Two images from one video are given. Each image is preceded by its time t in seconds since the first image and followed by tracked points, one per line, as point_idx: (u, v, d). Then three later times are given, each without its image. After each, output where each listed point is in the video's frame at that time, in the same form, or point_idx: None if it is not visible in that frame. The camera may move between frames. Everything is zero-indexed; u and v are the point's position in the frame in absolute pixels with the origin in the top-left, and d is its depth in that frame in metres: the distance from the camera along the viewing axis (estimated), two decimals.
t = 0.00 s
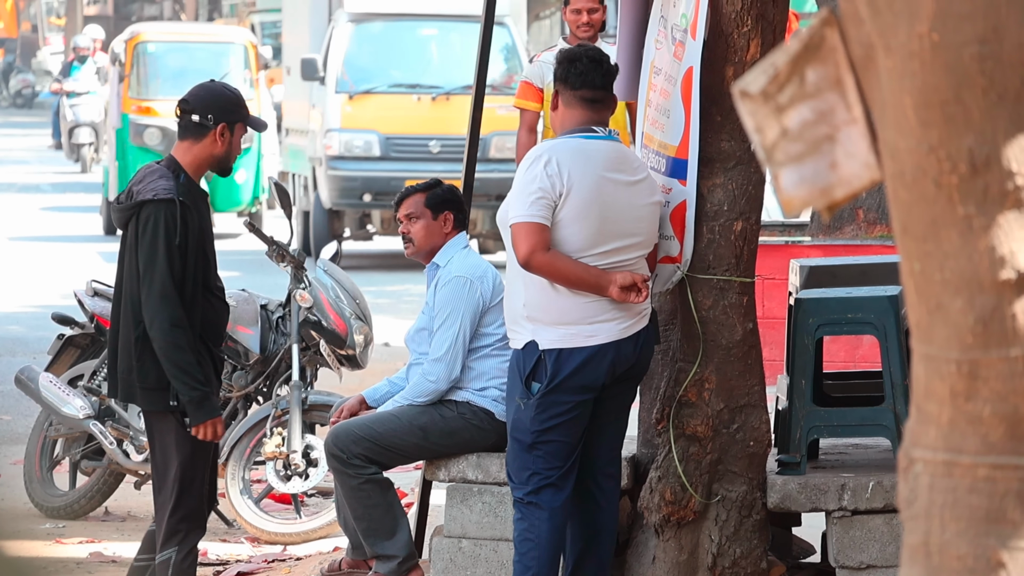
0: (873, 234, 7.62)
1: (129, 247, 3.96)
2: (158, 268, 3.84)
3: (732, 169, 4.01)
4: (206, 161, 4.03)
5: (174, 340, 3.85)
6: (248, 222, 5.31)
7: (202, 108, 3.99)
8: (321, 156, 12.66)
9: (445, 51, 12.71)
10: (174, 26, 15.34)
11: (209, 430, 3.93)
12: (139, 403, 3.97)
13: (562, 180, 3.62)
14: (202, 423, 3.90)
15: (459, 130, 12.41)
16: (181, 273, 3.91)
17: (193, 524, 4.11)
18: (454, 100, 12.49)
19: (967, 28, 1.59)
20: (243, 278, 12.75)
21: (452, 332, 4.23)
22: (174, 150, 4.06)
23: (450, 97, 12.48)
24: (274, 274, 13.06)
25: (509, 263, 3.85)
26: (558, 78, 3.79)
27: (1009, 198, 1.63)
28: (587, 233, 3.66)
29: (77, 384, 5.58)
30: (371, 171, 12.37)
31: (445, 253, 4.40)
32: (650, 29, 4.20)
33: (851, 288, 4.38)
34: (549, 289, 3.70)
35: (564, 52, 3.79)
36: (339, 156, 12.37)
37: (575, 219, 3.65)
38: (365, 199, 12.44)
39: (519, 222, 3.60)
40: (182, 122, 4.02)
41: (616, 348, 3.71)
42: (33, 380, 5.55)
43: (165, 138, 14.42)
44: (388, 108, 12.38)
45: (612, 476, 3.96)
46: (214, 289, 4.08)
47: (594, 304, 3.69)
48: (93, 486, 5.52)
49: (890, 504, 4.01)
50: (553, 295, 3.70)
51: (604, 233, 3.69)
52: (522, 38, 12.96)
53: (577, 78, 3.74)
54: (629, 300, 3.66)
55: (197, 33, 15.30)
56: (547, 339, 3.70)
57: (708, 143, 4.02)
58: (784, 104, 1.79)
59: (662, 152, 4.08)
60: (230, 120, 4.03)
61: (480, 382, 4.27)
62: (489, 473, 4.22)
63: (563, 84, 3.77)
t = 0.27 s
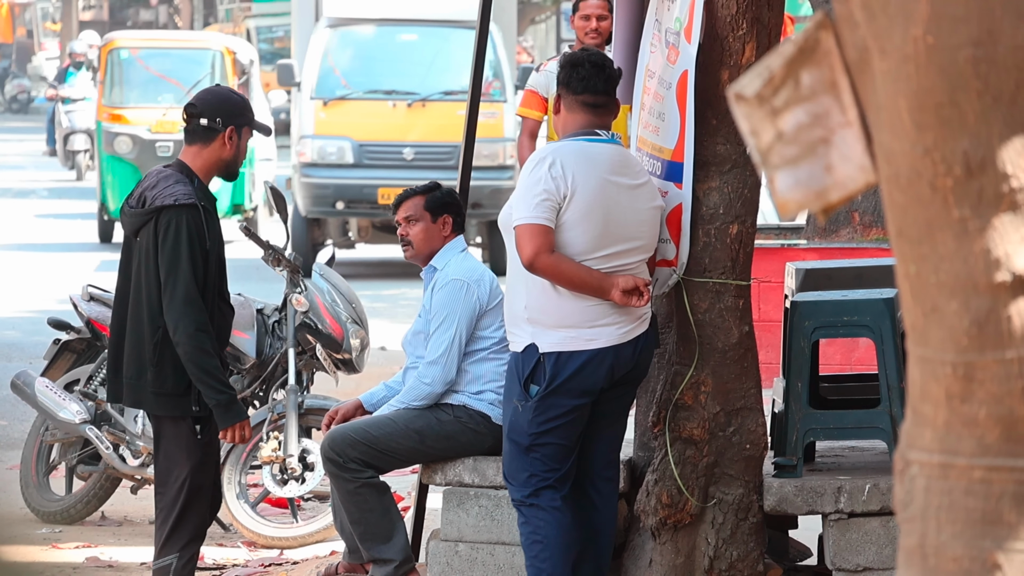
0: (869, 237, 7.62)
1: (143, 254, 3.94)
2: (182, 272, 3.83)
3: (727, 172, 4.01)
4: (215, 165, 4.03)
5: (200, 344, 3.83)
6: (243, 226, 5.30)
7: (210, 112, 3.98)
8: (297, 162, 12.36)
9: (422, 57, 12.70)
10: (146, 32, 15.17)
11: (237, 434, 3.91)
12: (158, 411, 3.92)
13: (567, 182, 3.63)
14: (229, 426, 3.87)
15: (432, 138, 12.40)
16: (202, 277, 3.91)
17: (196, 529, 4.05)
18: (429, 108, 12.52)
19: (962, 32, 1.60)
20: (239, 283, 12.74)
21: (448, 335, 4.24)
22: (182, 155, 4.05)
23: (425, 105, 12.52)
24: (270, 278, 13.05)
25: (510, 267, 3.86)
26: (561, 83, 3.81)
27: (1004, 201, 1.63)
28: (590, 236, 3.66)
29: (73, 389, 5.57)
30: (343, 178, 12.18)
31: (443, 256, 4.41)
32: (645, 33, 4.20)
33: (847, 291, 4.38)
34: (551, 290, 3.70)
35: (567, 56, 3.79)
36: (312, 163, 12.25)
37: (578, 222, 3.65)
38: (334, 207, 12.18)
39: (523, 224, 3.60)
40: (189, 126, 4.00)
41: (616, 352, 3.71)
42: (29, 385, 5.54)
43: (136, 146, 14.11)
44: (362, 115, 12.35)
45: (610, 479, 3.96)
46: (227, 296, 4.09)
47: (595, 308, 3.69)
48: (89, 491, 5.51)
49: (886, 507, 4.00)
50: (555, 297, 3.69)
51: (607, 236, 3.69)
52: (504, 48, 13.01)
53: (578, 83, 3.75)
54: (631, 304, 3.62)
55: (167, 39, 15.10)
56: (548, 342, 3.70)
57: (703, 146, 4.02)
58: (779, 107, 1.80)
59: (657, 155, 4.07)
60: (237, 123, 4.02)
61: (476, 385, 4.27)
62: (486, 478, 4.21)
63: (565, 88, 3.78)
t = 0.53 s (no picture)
0: (866, 237, 7.63)
1: (149, 253, 3.93)
2: (189, 273, 3.82)
3: (725, 172, 4.01)
4: (218, 165, 4.03)
5: (206, 345, 3.82)
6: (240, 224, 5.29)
7: (213, 109, 3.98)
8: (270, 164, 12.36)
9: (396, 58, 12.63)
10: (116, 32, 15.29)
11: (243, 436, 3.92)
12: (164, 410, 3.91)
13: (567, 184, 3.63)
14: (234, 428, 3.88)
15: (401, 139, 12.35)
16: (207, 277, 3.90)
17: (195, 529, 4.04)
18: (401, 108, 12.46)
19: (961, 31, 1.60)
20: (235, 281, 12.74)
21: (446, 333, 4.23)
22: (186, 154, 4.05)
23: (396, 106, 12.45)
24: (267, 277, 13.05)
25: (510, 266, 3.86)
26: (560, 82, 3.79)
27: (1002, 201, 1.63)
28: (589, 238, 3.66)
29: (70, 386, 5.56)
30: (311, 181, 12.26)
31: (440, 256, 4.41)
32: (643, 32, 4.20)
33: (844, 291, 4.39)
34: (551, 291, 3.70)
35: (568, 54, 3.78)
36: (280, 166, 12.29)
37: (578, 224, 3.65)
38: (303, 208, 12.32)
39: (523, 226, 3.60)
40: (193, 124, 4.01)
41: (615, 352, 3.71)
42: (26, 382, 5.53)
43: (104, 146, 14.12)
44: (332, 116, 12.32)
45: (608, 478, 3.97)
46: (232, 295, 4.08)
47: (594, 307, 3.69)
48: (85, 488, 5.50)
49: (883, 506, 4.00)
50: (554, 298, 3.69)
51: (606, 238, 3.69)
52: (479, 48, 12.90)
53: (580, 82, 3.74)
54: (630, 306, 3.60)
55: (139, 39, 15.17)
56: (548, 342, 3.70)
57: (701, 146, 4.02)
58: (777, 106, 1.80)
59: (655, 154, 4.08)
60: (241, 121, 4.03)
61: (473, 384, 4.27)
62: (482, 476, 4.21)
63: (566, 87, 3.76)
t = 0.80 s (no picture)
0: (867, 237, 7.63)
1: (153, 250, 3.92)
2: (190, 269, 3.82)
3: (726, 172, 4.01)
4: (222, 163, 4.03)
5: (207, 342, 3.82)
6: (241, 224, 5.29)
7: (218, 108, 3.97)
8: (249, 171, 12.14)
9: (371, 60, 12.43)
10: (96, 31, 15.01)
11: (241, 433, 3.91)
12: (169, 407, 3.91)
13: (571, 183, 3.62)
14: (234, 426, 3.87)
15: (374, 141, 12.07)
16: (210, 273, 3.89)
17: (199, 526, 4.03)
18: (376, 110, 12.22)
19: (962, 32, 1.60)
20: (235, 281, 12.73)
21: (447, 332, 4.23)
22: (190, 153, 4.04)
23: (370, 107, 12.23)
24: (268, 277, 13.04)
25: (513, 266, 3.85)
26: (555, 81, 3.77)
27: (1003, 202, 1.63)
28: (595, 236, 3.66)
29: (71, 385, 5.55)
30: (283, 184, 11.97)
31: (442, 255, 4.40)
32: (644, 32, 4.20)
33: (845, 291, 4.38)
34: (562, 291, 3.68)
35: (562, 53, 3.78)
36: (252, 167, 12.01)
37: (583, 223, 3.65)
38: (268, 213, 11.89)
39: (530, 229, 3.58)
40: (197, 122, 4.01)
41: (628, 352, 3.72)
42: (26, 381, 5.54)
43: (82, 147, 13.99)
44: (307, 118, 12.12)
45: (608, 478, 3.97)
46: (237, 292, 4.07)
47: (607, 306, 3.69)
48: (86, 487, 5.50)
49: (884, 507, 4.00)
50: (566, 298, 3.68)
51: (613, 235, 3.69)
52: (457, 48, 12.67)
53: (578, 80, 3.74)
54: (640, 301, 3.61)
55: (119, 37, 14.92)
56: (562, 343, 3.69)
57: (702, 146, 4.02)
58: (779, 106, 1.80)
59: (657, 154, 4.08)
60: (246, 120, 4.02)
61: (474, 384, 4.28)
62: (483, 476, 4.21)
63: (564, 86, 3.75)
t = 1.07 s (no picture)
0: (870, 236, 7.63)
1: (159, 249, 3.93)
2: (195, 266, 3.82)
3: (729, 171, 4.01)
4: (228, 163, 4.03)
5: (213, 339, 3.82)
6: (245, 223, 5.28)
7: (223, 107, 3.97)
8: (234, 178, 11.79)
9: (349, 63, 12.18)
10: (77, 33, 14.67)
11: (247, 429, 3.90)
12: (176, 405, 3.90)
13: (580, 180, 3.63)
14: (239, 422, 3.86)
15: (349, 148, 11.89)
16: (215, 271, 3.90)
17: (203, 527, 4.02)
18: (351, 116, 11.99)
19: (965, 31, 1.60)
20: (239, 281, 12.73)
21: (451, 331, 4.24)
22: (196, 153, 4.04)
23: (345, 113, 11.97)
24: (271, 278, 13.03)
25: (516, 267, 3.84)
26: (543, 83, 3.77)
27: (1007, 200, 1.63)
28: (605, 232, 3.66)
29: (75, 386, 5.55)
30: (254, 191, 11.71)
31: (445, 255, 4.41)
32: (647, 32, 4.20)
33: (848, 290, 4.38)
34: (575, 288, 3.68)
35: (545, 55, 3.78)
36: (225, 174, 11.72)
37: (592, 219, 3.65)
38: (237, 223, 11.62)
39: (543, 226, 3.57)
40: (202, 122, 4.01)
41: (640, 347, 3.74)
42: (30, 382, 5.54)
43: (66, 151, 13.70)
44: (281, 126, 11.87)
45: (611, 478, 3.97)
46: (244, 291, 4.07)
47: (618, 301, 3.70)
48: (90, 488, 5.50)
49: (887, 506, 4.00)
50: (580, 294, 3.68)
51: (622, 231, 3.69)
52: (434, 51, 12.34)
53: (568, 78, 3.74)
54: (651, 296, 3.62)
55: (102, 39, 14.62)
56: (576, 340, 3.69)
57: (705, 145, 4.02)
58: (782, 105, 1.80)
59: (661, 154, 4.08)
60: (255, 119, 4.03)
61: (478, 383, 4.27)
62: (487, 476, 4.21)
63: (555, 87, 3.75)
